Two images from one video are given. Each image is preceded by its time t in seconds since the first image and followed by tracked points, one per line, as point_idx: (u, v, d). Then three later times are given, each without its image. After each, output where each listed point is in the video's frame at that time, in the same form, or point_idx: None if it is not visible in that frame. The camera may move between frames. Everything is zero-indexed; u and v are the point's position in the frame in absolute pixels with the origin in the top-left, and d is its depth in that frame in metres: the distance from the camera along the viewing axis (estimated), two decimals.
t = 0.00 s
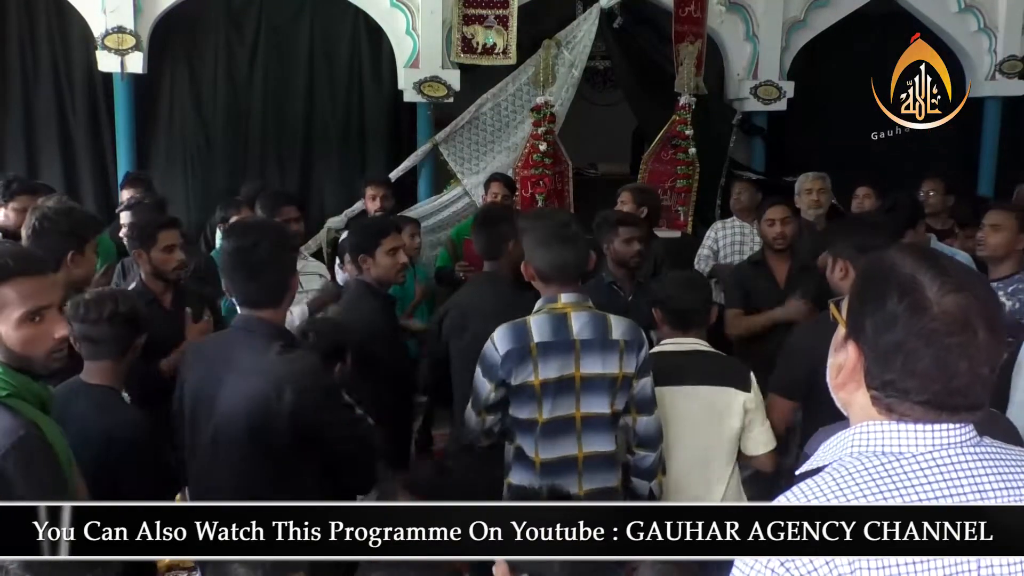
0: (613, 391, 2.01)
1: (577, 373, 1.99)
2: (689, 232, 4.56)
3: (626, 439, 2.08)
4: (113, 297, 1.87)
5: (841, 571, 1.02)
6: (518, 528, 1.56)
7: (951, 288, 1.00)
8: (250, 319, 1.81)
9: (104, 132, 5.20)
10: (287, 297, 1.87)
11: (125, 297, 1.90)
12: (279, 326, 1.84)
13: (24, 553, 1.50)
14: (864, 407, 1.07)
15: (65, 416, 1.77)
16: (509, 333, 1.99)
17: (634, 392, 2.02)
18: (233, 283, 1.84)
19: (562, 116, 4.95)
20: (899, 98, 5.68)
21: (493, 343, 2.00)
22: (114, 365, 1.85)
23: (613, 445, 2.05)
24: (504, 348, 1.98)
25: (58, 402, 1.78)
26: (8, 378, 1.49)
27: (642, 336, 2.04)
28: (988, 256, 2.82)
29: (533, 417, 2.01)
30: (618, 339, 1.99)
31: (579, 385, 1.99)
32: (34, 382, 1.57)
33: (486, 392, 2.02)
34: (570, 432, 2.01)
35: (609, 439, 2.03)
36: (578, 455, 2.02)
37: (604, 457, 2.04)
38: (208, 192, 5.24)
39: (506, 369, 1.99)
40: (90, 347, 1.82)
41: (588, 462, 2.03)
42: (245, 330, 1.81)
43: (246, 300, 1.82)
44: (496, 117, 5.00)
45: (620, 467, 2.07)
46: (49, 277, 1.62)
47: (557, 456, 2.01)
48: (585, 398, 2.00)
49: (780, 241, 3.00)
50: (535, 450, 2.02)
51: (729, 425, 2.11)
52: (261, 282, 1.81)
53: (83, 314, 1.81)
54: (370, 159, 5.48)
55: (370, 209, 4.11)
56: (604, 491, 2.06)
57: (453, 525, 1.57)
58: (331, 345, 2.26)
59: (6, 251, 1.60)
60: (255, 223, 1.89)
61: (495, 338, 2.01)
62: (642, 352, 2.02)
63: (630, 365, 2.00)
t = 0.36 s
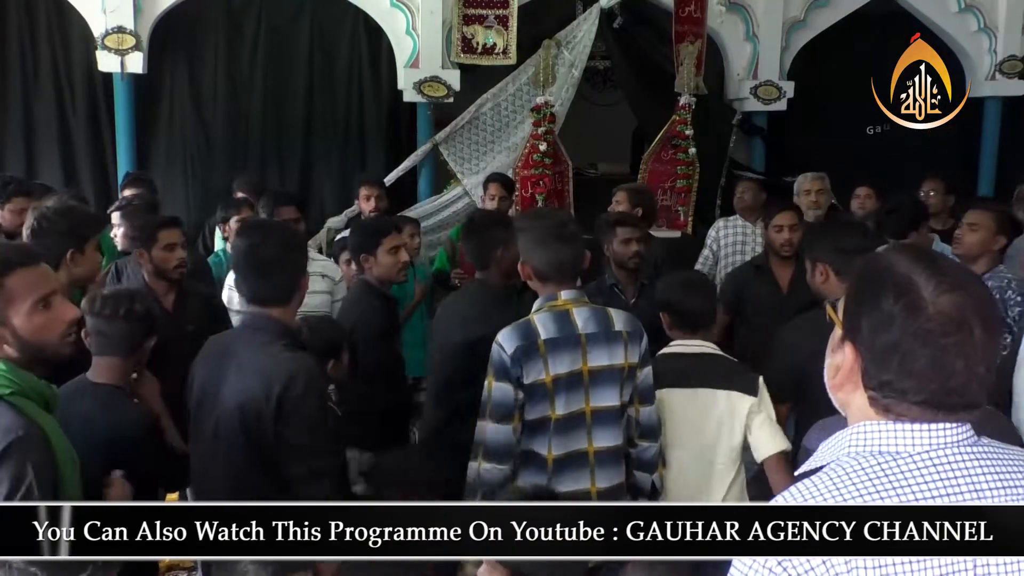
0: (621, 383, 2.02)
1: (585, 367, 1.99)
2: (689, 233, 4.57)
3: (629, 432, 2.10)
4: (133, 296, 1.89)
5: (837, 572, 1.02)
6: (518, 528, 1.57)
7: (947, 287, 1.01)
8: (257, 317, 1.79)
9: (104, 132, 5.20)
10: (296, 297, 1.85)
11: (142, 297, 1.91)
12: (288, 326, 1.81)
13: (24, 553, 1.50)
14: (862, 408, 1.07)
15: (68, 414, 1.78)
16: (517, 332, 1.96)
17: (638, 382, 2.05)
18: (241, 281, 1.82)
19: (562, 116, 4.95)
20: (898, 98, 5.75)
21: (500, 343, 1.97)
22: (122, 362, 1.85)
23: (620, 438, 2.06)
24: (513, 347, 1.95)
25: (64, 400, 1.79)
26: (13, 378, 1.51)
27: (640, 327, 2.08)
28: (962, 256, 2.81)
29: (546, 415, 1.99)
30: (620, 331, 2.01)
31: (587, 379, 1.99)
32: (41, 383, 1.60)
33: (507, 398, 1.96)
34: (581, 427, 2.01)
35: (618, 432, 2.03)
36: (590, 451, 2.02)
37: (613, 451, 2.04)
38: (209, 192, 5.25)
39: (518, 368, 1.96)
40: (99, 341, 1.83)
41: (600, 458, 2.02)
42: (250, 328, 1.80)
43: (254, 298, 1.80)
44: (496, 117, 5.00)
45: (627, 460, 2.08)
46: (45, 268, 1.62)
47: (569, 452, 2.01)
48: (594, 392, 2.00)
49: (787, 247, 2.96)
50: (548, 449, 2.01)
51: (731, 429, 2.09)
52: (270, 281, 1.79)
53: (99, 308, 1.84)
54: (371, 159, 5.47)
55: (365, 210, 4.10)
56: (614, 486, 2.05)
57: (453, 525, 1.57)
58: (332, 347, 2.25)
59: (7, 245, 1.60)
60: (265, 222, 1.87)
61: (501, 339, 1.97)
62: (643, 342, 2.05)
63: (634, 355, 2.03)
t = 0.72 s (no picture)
0: (623, 385, 2.03)
1: (588, 369, 1.99)
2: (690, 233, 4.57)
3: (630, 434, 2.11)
4: (135, 295, 1.89)
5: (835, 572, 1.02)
6: (518, 528, 1.57)
7: (938, 279, 1.02)
8: (275, 312, 1.83)
9: (105, 133, 5.20)
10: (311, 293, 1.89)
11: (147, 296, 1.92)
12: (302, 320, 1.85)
13: (24, 553, 1.51)
14: (860, 406, 1.08)
15: (67, 412, 1.77)
16: (520, 332, 1.96)
17: (640, 384, 2.06)
18: (254, 282, 1.87)
19: (562, 116, 4.95)
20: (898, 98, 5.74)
21: (503, 342, 1.96)
22: (124, 361, 1.85)
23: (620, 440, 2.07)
24: (516, 347, 1.94)
25: (66, 401, 1.78)
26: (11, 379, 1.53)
27: (642, 329, 2.09)
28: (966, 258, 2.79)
29: (548, 417, 2.00)
30: (623, 333, 2.02)
31: (590, 381, 2.00)
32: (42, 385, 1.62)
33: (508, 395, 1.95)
34: (583, 429, 2.01)
35: (620, 434, 2.04)
36: (591, 452, 2.02)
37: (614, 453, 2.05)
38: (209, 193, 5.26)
39: (521, 368, 1.95)
40: (101, 339, 1.84)
41: (602, 459, 2.03)
42: (268, 323, 1.83)
43: (267, 296, 1.84)
44: (496, 116, 5.00)
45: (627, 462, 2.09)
46: (40, 265, 1.62)
47: (571, 453, 2.01)
48: (597, 393, 2.01)
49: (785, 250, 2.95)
50: (550, 449, 2.01)
51: (751, 438, 2.06)
52: (282, 277, 1.83)
53: (101, 307, 1.84)
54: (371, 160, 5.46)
55: (377, 209, 4.11)
56: (615, 488, 2.06)
57: (453, 524, 1.57)
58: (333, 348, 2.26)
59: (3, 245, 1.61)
60: (280, 223, 1.90)
61: (503, 339, 1.97)
62: (645, 344, 2.06)
63: (637, 357, 2.04)
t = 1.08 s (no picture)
0: (617, 388, 2.02)
1: (582, 373, 1.99)
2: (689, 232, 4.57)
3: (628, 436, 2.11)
4: (126, 290, 1.87)
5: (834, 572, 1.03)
6: (518, 528, 1.57)
7: (931, 273, 1.02)
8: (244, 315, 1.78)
9: (104, 132, 5.20)
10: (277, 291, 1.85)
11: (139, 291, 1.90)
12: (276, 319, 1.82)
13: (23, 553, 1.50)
14: (858, 405, 1.07)
15: (74, 410, 1.77)
16: (509, 339, 1.98)
17: (636, 387, 2.06)
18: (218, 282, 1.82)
19: (562, 115, 4.95)
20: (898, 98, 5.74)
21: (493, 351, 1.98)
22: (125, 356, 1.84)
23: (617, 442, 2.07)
24: (505, 354, 1.97)
25: (67, 401, 1.77)
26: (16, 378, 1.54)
27: (637, 331, 2.07)
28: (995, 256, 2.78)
29: (542, 422, 2.00)
30: (617, 335, 2.01)
31: (584, 385, 1.99)
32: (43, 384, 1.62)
33: (495, 402, 2.00)
34: (578, 433, 2.01)
35: (614, 437, 2.04)
36: (586, 457, 2.02)
37: (610, 456, 2.05)
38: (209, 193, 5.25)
39: (510, 375, 1.98)
40: (103, 338, 1.83)
41: (597, 463, 2.03)
42: (242, 327, 1.77)
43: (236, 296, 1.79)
44: (496, 116, 5.00)
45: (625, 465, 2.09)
46: (41, 263, 1.62)
47: (567, 459, 2.01)
48: (591, 397, 2.00)
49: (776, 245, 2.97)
50: (545, 455, 2.01)
51: (769, 434, 2.08)
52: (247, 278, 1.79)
53: (95, 306, 1.82)
54: (371, 160, 5.46)
55: (387, 210, 4.11)
56: (613, 490, 2.06)
57: (453, 525, 1.58)
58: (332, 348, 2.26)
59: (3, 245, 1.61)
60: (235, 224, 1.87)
61: (494, 347, 1.99)
62: (640, 346, 2.05)
63: (632, 360, 2.03)
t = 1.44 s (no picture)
0: (580, 394, 1.98)
1: (543, 372, 1.98)
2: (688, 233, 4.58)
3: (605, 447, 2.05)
4: (118, 290, 1.86)
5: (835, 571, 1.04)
6: (519, 527, 1.57)
7: (931, 271, 1.02)
8: (217, 318, 1.78)
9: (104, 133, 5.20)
10: (252, 293, 1.85)
11: (128, 288, 1.88)
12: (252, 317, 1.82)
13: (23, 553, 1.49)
14: (859, 404, 1.07)
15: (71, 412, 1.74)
16: (481, 326, 2.03)
17: (603, 398, 1.99)
18: (190, 284, 1.82)
19: (562, 116, 4.95)
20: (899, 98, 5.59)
21: (469, 335, 2.06)
22: (121, 357, 1.83)
23: (587, 448, 2.03)
24: (473, 339, 2.03)
25: (66, 402, 1.75)
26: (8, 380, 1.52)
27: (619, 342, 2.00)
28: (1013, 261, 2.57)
29: (501, 413, 2.03)
30: (586, 342, 1.96)
31: (545, 384, 1.98)
32: (38, 382, 1.63)
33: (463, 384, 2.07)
34: (539, 431, 2.01)
35: (580, 441, 2.01)
36: (546, 456, 2.01)
37: (575, 460, 2.02)
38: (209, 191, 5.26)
39: (474, 361, 2.04)
40: (96, 339, 1.81)
41: (557, 464, 2.01)
42: (220, 330, 1.78)
43: (209, 301, 1.79)
44: (496, 116, 5.00)
45: (596, 473, 2.04)
46: (36, 264, 1.64)
47: (525, 454, 2.02)
48: (551, 398, 1.99)
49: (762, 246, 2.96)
50: (506, 445, 2.04)
51: (769, 435, 2.07)
52: (231, 283, 1.79)
53: (88, 306, 1.81)
54: (371, 160, 5.46)
55: (384, 211, 4.11)
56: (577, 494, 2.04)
57: (453, 525, 1.58)
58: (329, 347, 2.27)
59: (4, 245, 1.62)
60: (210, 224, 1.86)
61: (471, 332, 2.06)
62: (613, 358, 1.97)
63: (598, 370, 1.97)
